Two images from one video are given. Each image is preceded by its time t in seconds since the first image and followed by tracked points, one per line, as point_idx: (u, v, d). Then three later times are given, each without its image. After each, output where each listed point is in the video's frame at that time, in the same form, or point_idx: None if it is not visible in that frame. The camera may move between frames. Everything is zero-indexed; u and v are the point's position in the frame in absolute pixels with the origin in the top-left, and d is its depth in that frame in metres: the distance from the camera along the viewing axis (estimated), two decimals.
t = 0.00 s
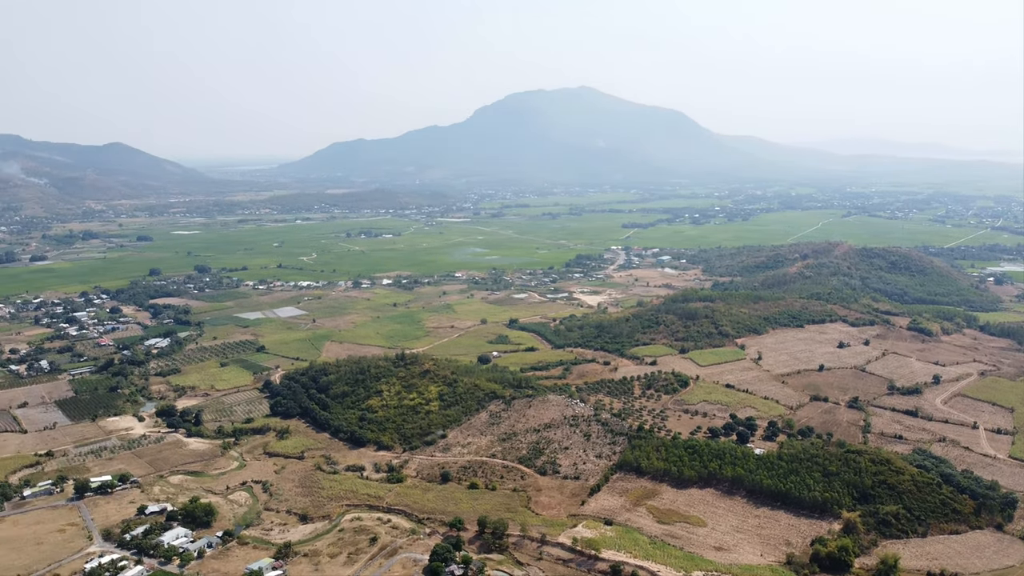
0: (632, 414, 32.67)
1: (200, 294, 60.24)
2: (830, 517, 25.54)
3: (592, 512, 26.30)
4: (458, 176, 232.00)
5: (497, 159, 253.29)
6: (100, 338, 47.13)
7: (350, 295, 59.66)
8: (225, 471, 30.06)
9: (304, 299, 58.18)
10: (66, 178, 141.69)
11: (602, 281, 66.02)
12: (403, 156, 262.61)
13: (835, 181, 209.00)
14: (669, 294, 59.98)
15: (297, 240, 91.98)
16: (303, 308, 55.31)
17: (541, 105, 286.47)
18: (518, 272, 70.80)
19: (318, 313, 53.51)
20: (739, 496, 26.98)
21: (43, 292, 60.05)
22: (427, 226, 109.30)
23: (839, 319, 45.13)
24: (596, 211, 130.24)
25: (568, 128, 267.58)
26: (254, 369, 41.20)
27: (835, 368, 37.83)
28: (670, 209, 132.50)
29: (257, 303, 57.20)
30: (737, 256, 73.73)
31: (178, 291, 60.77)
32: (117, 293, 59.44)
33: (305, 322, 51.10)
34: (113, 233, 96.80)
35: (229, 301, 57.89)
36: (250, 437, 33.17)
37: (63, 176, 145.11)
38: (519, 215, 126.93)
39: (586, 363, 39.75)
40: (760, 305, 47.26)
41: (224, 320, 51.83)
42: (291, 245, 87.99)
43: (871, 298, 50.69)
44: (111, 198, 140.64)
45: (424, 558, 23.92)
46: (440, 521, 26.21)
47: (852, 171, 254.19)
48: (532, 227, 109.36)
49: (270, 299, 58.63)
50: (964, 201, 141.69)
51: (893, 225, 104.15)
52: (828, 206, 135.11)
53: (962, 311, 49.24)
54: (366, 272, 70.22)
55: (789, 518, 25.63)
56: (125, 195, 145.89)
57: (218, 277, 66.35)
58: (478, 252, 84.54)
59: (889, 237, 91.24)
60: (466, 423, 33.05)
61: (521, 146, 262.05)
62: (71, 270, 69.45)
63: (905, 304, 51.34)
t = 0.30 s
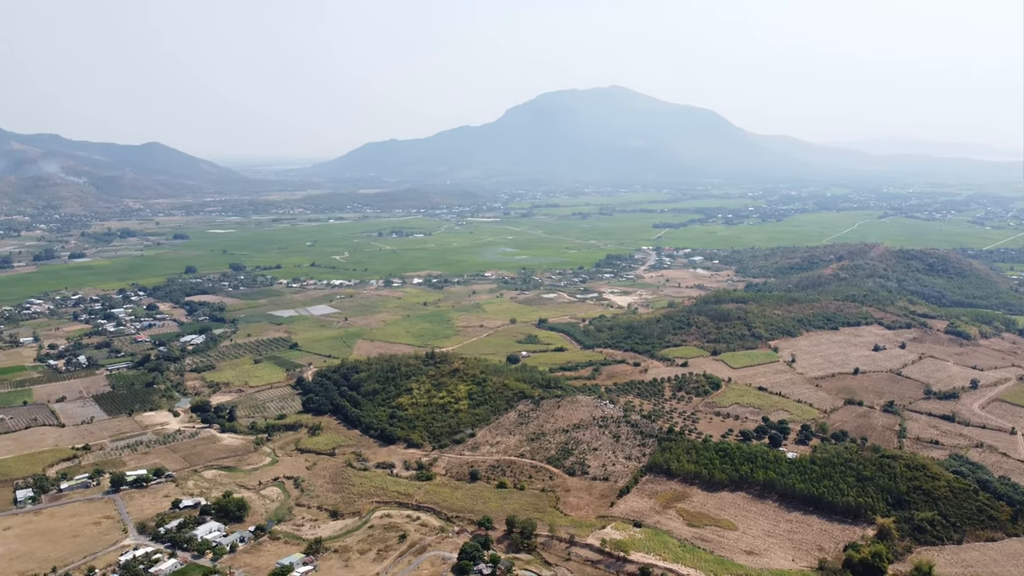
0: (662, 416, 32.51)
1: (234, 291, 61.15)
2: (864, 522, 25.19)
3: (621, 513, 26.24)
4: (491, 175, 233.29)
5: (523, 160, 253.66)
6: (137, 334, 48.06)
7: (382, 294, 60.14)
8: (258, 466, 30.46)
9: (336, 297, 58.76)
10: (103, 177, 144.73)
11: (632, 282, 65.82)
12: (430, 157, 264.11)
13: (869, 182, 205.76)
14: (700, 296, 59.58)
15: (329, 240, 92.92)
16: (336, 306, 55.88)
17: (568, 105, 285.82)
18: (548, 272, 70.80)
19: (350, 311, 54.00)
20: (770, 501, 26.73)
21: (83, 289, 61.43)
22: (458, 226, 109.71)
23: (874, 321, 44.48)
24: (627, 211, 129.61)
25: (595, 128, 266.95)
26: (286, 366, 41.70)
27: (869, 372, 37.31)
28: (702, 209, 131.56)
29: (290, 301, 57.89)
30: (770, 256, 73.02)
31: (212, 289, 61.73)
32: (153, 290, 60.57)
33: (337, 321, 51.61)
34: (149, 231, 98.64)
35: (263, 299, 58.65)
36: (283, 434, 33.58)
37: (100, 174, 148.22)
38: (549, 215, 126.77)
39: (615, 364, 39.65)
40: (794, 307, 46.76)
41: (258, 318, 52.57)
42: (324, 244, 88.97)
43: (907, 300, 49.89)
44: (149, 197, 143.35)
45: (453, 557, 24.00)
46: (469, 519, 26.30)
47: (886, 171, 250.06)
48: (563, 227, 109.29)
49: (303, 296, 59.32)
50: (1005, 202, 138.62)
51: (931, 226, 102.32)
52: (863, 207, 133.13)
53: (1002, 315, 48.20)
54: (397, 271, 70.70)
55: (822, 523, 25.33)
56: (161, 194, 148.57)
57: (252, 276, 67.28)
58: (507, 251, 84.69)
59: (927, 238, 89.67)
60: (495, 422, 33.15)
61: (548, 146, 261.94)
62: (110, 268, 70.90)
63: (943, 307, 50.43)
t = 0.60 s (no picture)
0: (693, 418, 32.26)
1: (269, 289, 61.98)
2: (899, 528, 24.76)
3: (651, 515, 26.09)
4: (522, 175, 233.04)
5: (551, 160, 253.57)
6: (173, 330, 48.96)
7: (413, 293, 60.53)
8: (290, 462, 30.84)
9: (368, 296, 59.27)
10: (142, 176, 147.63)
11: (664, 282, 65.46)
12: (458, 158, 265.25)
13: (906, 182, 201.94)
14: (733, 297, 59.01)
15: (362, 239, 93.74)
16: (367, 304, 56.36)
17: (596, 105, 284.64)
18: (578, 272, 70.64)
19: (382, 310, 54.42)
20: (803, 505, 26.41)
21: (121, 286, 62.75)
22: (489, 226, 109.95)
23: (911, 324, 43.65)
24: (660, 211, 128.63)
25: (624, 128, 265.81)
26: (319, 363, 42.16)
27: (906, 375, 36.63)
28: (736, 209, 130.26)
29: (324, 299, 58.52)
30: (805, 257, 72.06)
31: (248, 287, 62.64)
32: (190, 287, 61.67)
33: (369, 319, 52.04)
34: (187, 229, 100.48)
35: (297, 297, 59.33)
36: (315, 430, 33.95)
37: (138, 173, 151.23)
38: (580, 214, 126.33)
39: (646, 365, 39.45)
40: (829, 309, 46.09)
41: (292, 315, 53.22)
42: (357, 243, 89.79)
43: (945, 303, 48.90)
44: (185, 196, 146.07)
45: (481, 555, 24.08)
46: (498, 518, 26.37)
47: (924, 172, 245.23)
48: (595, 226, 109.06)
49: (336, 295, 59.92)
50: None
51: (972, 228, 100.16)
52: (902, 208, 130.70)
53: None
54: (428, 270, 71.06)
55: (856, 528, 24.95)
56: (199, 193, 151.38)
57: (286, 274, 68.14)
58: (538, 251, 84.68)
59: (968, 240, 87.80)
60: (525, 421, 33.19)
61: (576, 147, 261.26)
62: (149, 265, 72.35)
63: (984, 310, 49.34)
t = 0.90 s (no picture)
0: (725, 421, 31.95)
1: (303, 288, 62.68)
2: (934, 535, 24.25)
3: (681, 518, 25.88)
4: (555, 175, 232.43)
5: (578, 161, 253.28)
6: (209, 327, 49.68)
7: (444, 292, 60.81)
8: (322, 458, 31.10)
9: (400, 295, 59.65)
10: (180, 175, 150.11)
11: (696, 283, 65.01)
12: (486, 158, 266.00)
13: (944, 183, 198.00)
14: (767, 299, 58.42)
15: (394, 238, 94.37)
16: (399, 303, 56.69)
17: (623, 105, 283.25)
18: (609, 272, 70.37)
19: (413, 309, 54.75)
20: (837, 510, 25.99)
21: (159, 283, 63.87)
22: (519, 226, 109.99)
23: (950, 328, 42.76)
24: (694, 211, 127.55)
25: (652, 128, 264.43)
26: (351, 361, 42.49)
27: (944, 380, 35.89)
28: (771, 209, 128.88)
29: (356, 297, 59.02)
30: (841, 259, 71.09)
31: (282, 285, 63.39)
32: (226, 284, 62.57)
33: (400, 317, 52.35)
34: (223, 228, 102.05)
35: (330, 295, 59.92)
36: (347, 427, 34.22)
37: (175, 172, 153.87)
38: (611, 214, 125.75)
39: (677, 367, 39.19)
40: (865, 311, 45.37)
41: (325, 313, 53.76)
42: (389, 242, 90.43)
43: (986, 307, 47.86)
44: (219, 195, 148.29)
45: (509, 554, 24.07)
46: (527, 518, 26.34)
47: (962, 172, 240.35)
48: (627, 227, 108.59)
49: (368, 293, 60.38)
50: None
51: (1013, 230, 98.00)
52: (940, 209, 128.22)
53: None
54: (459, 270, 71.28)
55: (890, 534, 24.50)
56: (235, 193, 153.62)
57: (319, 272, 68.84)
58: (568, 251, 84.60)
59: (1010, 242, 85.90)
60: (554, 422, 33.15)
61: (603, 147, 260.29)
62: (186, 263, 73.55)
63: None
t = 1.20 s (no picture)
0: (758, 424, 31.65)
1: (335, 286, 63.21)
2: (971, 543, 23.73)
3: (711, 522, 25.65)
4: (588, 174, 231.64)
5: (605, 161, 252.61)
6: (244, 325, 50.34)
7: (474, 291, 60.94)
8: (353, 455, 31.34)
9: (430, 294, 59.88)
10: (216, 175, 152.34)
11: (729, 285, 64.43)
12: (513, 158, 266.29)
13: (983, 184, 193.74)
14: (802, 300, 57.70)
15: (425, 237, 94.84)
16: (430, 303, 56.88)
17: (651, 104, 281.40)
18: (640, 273, 70.01)
19: (444, 308, 54.94)
20: (870, 516, 25.58)
21: (196, 280, 64.88)
22: (550, 226, 109.88)
23: (991, 332, 41.81)
24: (727, 212, 126.18)
25: (680, 128, 262.84)
26: (382, 359, 42.74)
27: (983, 385, 35.12)
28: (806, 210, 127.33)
29: (387, 296, 59.39)
30: (878, 261, 69.97)
31: (315, 283, 64.00)
32: (261, 282, 63.36)
33: (431, 316, 52.57)
34: (257, 226, 103.48)
35: (362, 294, 60.38)
36: (378, 425, 34.44)
37: (214, 172, 156.20)
38: (642, 215, 125.07)
39: (708, 369, 38.93)
40: (902, 314, 44.58)
41: (357, 312, 54.17)
42: (420, 242, 90.90)
43: None
44: (250, 194, 150.24)
45: (538, 555, 24.03)
46: (555, 519, 26.28)
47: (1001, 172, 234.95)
48: (658, 227, 107.94)
49: (399, 292, 60.74)
50: None
51: None
52: (980, 210, 125.49)
53: None
54: (489, 270, 71.34)
55: (925, 541, 24.04)
56: (269, 192, 155.51)
57: (351, 271, 69.41)
58: (598, 251, 84.39)
59: None
60: (583, 423, 33.08)
61: (631, 147, 259.16)
62: (221, 261, 74.66)
63: None
